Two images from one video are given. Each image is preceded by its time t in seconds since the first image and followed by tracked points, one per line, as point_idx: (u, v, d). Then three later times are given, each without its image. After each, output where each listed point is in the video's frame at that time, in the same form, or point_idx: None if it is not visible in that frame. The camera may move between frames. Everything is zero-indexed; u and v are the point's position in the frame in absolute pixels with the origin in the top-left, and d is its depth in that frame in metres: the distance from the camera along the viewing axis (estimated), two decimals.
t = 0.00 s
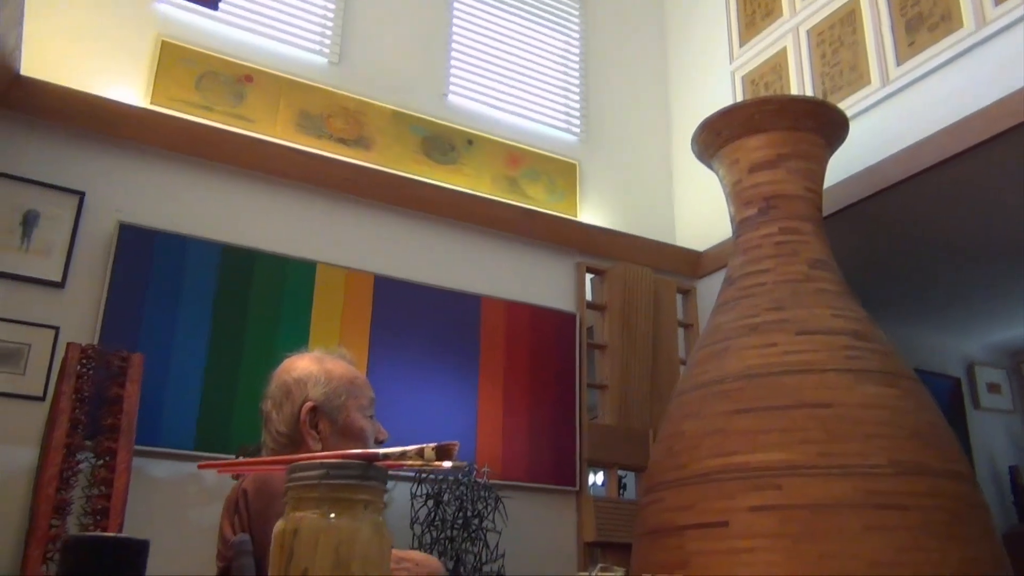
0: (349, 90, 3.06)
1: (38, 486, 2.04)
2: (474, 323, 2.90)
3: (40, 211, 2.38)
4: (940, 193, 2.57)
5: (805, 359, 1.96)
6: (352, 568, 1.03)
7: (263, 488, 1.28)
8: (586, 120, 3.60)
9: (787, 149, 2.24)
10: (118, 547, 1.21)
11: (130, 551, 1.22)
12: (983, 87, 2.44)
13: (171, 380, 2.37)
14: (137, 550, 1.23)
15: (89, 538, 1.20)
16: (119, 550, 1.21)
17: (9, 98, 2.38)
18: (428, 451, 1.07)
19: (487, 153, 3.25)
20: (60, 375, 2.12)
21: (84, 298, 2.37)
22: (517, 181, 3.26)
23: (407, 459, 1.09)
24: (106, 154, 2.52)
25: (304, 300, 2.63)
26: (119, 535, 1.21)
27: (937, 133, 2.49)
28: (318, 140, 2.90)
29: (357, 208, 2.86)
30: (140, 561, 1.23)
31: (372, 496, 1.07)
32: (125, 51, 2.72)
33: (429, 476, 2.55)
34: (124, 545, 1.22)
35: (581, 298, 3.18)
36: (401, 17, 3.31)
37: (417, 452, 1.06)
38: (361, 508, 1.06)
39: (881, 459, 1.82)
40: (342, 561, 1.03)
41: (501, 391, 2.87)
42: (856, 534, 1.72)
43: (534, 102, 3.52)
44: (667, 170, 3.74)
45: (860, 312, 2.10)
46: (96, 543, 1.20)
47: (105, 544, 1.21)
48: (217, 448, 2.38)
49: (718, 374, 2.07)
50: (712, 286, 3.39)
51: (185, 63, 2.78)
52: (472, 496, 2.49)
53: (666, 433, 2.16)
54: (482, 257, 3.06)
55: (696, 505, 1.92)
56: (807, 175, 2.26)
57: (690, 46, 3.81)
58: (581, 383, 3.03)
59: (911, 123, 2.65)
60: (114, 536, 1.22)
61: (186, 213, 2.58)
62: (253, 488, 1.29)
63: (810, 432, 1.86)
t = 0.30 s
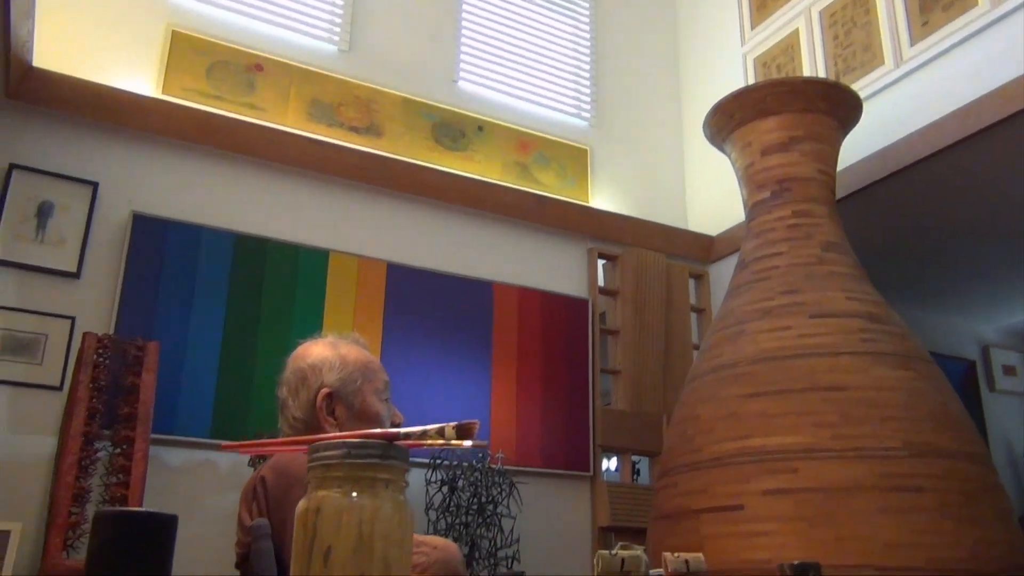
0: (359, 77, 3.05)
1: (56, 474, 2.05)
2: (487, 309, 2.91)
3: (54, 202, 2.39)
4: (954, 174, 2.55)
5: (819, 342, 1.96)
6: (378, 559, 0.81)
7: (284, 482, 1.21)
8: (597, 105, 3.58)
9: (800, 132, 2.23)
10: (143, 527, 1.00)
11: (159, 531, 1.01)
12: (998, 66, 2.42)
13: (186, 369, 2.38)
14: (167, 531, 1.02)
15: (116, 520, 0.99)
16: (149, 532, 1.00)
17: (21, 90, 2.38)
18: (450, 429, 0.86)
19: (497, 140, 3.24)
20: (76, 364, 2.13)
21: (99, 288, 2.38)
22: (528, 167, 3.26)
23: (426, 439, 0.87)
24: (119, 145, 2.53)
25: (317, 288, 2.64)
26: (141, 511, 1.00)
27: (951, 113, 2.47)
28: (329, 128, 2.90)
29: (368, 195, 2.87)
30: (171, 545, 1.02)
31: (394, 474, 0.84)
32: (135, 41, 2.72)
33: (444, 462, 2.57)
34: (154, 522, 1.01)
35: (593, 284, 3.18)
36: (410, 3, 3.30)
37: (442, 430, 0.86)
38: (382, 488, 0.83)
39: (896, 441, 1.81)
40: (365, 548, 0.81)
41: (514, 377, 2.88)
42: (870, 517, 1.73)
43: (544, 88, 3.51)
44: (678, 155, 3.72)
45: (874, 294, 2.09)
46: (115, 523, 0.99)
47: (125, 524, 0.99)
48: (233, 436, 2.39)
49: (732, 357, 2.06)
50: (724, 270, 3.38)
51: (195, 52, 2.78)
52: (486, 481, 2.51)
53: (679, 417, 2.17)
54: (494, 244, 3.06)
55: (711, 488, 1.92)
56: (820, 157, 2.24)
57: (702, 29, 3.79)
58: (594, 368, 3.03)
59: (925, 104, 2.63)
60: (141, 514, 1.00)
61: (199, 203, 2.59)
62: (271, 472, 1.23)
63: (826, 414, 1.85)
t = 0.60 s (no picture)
0: (368, 66, 3.05)
1: (71, 463, 2.07)
2: (497, 297, 2.91)
3: (66, 192, 2.40)
4: (967, 157, 2.53)
5: (831, 328, 1.95)
6: (396, 542, 0.82)
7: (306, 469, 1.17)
8: (605, 91, 3.57)
9: (811, 116, 2.21)
10: (158, 506, 0.93)
11: (178, 510, 0.94)
12: (1011, 49, 2.40)
13: (199, 358, 2.40)
14: (187, 508, 0.95)
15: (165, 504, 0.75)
16: (168, 513, 0.93)
17: (32, 81, 2.39)
18: (466, 411, 0.91)
19: (506, 127, 3.23)
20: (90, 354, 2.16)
21: (111, 278, 2.39)
22: (537, 154, 3.25)
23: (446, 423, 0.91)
24: (129, 135, 2.54)
25: (327, 277, 2.65)
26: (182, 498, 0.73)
27: (962, 96, 2.46)
28: (338, 117, 2.90)
29: (378, 184, 2.87)
30: (191, 527, 0.96)
31: (412, 456, 0.86)
32: (144, 31, 2.73)
33: (455, 450, 2.58)
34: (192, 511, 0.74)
35: (604, 271, 3.17)
36: None
37: (459, 411, 0.92)
38: (399, 471, 0.85)
39: (908, 426, 1.81)
40: (382, 530, 0.82)
41: (525, 364, 2.88)
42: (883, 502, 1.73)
43: (553, 75, 3.50)
44: (688, 141, 3.71)
45: (886, 279, 2.08)
46: (136, 503, 0.93)
47: (144, 504, 0.93)
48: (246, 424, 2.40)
49: (743, 343, 2.06)
50: (735, 257, 3.37)
51: (204, 42, 2.78)
52: (497, 469, 2.53)
53: (690, 403, 2.16)
54: (504, 232, 3.05)
55: (722, 474, 1.92)
56: (831, 142, 2.23)
57: (711, 13, 3.76)
58: (604, 355, 3.03)
59: (936, 87, 2.61)
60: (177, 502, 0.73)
61: (209, 192, 2.59)
62: (287, 457, 1.22)
63: (838, 399, 1.85)
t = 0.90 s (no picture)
0: (377, 56, 3.05)
1: (87, 453, 2.08)
2: (508, 285, 2.91)
3: (78, 184, 2.41)
4: (980, 141, 2.51)
5: (843, 314, 1.94)
6: (417, 526, 0.72)
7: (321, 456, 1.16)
8: (615, 79, 3.55)
9: (823, 101, 2.20)
10: (182, 486, 0.75)
11: (206, 492, 0.75)
12: None
13: (212, 348, 2.41)
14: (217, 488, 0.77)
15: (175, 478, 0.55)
16: (191, 496, 0.75)
17: (44, 73, 2.40)
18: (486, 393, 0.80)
19: (516, 116, 3.23)
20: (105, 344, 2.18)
21: (125, 269, 2.41)
22: (547, 142, 3.24)
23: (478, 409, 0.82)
24: (141, 126, 2.54)
25: (339, 266, 2.65)
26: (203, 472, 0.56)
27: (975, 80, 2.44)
28: (348, 106, 2.90)
29: (388, 174, 2.87)
30: (221, 510, 0.77)
31: (435, 438, 0.76)
32: (154, 23, 2.73)
33: (468, 438, 2.59)
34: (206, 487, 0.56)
35: (615, 259, 3.17)
36: None
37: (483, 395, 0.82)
38: (420, 453, 0.75)
39: (922, 411, 1.81)
40: (405, 519, 0.72)
41: (536, 352, 2.88)
42: (896, 487, 1.73)
43: (562, 63, 3.48)
44: (698, 128, 3.69)
45: (899, 265, 2.07)
46: (160, 481, 0.75)
47: (165, 484, 0.75)
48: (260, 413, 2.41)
49: (755, 330, 2.06)
50: (746, 243, 3.35)
51: (214, 32, 2.79)
52: (510, 457, 2.52)
53: (702, 390, 2.16)
54: (514, 220, 3.05)
55: (735, 460, 1.92)
56: (843, 127, 2.22)
57: None
58: (616, 343, 3.03)
59: (949, 70, 2.59)
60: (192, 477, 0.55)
61: (220, 182, 2.60)
62: (304, 443, 1.21)
63: (851, 385, 1.85)
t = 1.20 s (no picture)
0: (388, 45, 3.04)
1: (108, 444, 2.10)
2: (521, 273, 2.91)
3: (94, 177, 2.43)
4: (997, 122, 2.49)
5: (860, 298, 1.93)
6: (449, 510, 0.65)
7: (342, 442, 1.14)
8: (627, 65, 3.54)
9: (838, 84, 2.18)
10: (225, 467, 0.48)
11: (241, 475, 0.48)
12: None
13: (229, 338, 2.42)
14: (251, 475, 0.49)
15: (208, 451, 0.47)
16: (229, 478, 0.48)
17: (59, 67, 2.41)
18: (512, 372, 0.68)
19: (528, 104, 3.22)
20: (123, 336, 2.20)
21: (140, 261, 2.42)
22: (559, 130, 3.23)
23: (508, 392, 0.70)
24: (154, 118, 2.55)
25: (353, 256, 2.66)
26: (248, 447, 0.49)
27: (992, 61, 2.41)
28: (360, 96, 2.91)
29: (400, 163, 2.87)
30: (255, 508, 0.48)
31: (464, 417, 0.69)
32: (167, 15, 2.74)
33: (484, 426, 2.59)
34: (247, 466, 0.48)
35: (628, 246, 3.16)
36: None
37: (506, 372, 0.69)
38: (449, 434, 0.68)
39: (940, 394, 1.80)
40: (437, 502, 0.65)
41: (550, 340, 2.89)
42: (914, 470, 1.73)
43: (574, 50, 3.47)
44: (711, 114, 3.67)
45: (916, 248, 2.06)
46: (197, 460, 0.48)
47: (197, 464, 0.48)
48: (276, 404, 2.43)
49: (772, 315, 2.05)
50: (760, 229, 3.34)
51: (225, 24, 2.79)
52: (525, 444, 2.53)
53: (718, 376, 2.16)
54: (527, 208, 3.05)
55: (752, 445, 1.92)
56: (859, 110, 2.20)
57: None
58: (630, 330, 3.03)
59: (965, 52, 2.57)
60: (236, 449, 0.48)
61: (234, 174, 2.61)
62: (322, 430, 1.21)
63: (868, 369, 1.84)
